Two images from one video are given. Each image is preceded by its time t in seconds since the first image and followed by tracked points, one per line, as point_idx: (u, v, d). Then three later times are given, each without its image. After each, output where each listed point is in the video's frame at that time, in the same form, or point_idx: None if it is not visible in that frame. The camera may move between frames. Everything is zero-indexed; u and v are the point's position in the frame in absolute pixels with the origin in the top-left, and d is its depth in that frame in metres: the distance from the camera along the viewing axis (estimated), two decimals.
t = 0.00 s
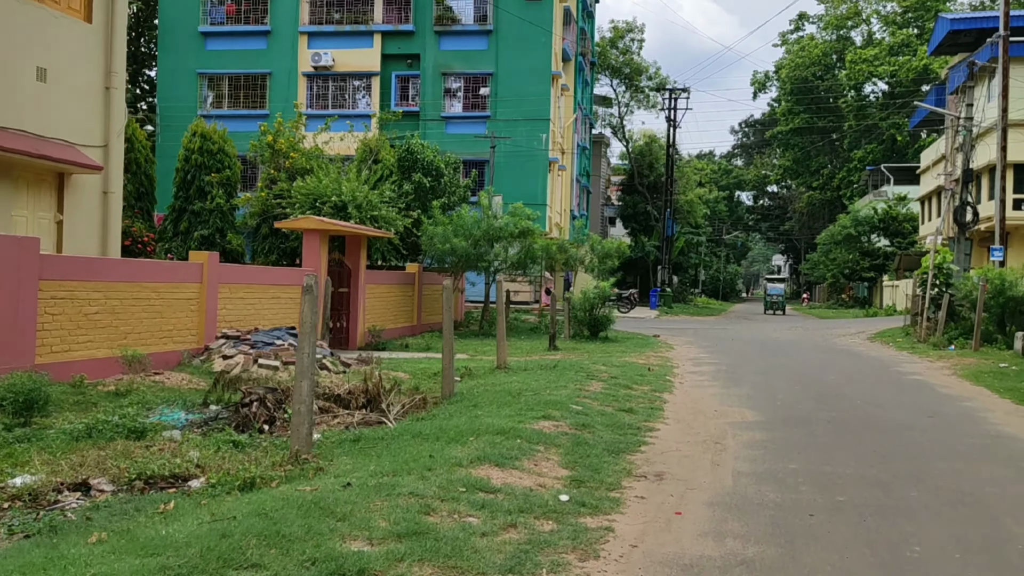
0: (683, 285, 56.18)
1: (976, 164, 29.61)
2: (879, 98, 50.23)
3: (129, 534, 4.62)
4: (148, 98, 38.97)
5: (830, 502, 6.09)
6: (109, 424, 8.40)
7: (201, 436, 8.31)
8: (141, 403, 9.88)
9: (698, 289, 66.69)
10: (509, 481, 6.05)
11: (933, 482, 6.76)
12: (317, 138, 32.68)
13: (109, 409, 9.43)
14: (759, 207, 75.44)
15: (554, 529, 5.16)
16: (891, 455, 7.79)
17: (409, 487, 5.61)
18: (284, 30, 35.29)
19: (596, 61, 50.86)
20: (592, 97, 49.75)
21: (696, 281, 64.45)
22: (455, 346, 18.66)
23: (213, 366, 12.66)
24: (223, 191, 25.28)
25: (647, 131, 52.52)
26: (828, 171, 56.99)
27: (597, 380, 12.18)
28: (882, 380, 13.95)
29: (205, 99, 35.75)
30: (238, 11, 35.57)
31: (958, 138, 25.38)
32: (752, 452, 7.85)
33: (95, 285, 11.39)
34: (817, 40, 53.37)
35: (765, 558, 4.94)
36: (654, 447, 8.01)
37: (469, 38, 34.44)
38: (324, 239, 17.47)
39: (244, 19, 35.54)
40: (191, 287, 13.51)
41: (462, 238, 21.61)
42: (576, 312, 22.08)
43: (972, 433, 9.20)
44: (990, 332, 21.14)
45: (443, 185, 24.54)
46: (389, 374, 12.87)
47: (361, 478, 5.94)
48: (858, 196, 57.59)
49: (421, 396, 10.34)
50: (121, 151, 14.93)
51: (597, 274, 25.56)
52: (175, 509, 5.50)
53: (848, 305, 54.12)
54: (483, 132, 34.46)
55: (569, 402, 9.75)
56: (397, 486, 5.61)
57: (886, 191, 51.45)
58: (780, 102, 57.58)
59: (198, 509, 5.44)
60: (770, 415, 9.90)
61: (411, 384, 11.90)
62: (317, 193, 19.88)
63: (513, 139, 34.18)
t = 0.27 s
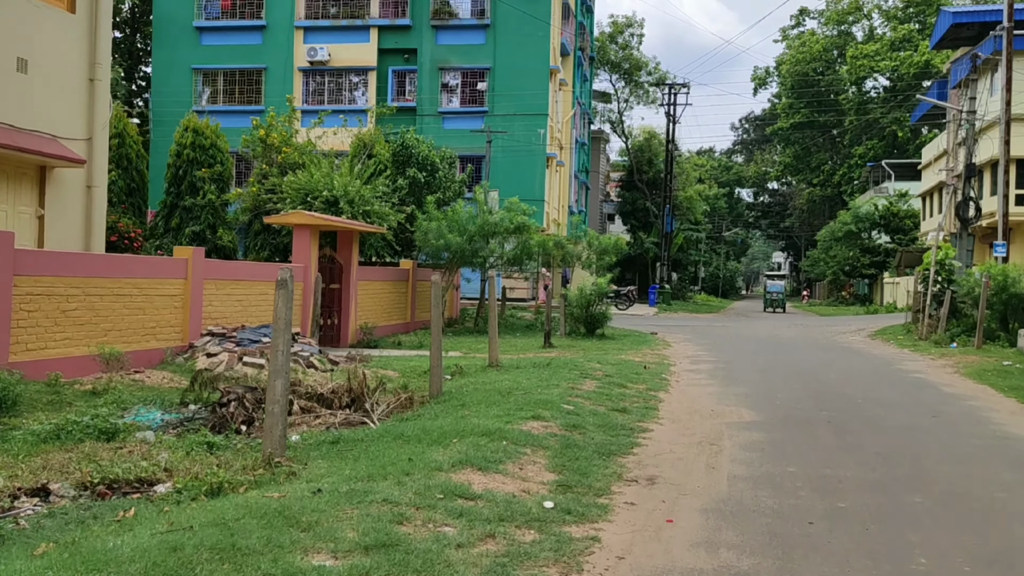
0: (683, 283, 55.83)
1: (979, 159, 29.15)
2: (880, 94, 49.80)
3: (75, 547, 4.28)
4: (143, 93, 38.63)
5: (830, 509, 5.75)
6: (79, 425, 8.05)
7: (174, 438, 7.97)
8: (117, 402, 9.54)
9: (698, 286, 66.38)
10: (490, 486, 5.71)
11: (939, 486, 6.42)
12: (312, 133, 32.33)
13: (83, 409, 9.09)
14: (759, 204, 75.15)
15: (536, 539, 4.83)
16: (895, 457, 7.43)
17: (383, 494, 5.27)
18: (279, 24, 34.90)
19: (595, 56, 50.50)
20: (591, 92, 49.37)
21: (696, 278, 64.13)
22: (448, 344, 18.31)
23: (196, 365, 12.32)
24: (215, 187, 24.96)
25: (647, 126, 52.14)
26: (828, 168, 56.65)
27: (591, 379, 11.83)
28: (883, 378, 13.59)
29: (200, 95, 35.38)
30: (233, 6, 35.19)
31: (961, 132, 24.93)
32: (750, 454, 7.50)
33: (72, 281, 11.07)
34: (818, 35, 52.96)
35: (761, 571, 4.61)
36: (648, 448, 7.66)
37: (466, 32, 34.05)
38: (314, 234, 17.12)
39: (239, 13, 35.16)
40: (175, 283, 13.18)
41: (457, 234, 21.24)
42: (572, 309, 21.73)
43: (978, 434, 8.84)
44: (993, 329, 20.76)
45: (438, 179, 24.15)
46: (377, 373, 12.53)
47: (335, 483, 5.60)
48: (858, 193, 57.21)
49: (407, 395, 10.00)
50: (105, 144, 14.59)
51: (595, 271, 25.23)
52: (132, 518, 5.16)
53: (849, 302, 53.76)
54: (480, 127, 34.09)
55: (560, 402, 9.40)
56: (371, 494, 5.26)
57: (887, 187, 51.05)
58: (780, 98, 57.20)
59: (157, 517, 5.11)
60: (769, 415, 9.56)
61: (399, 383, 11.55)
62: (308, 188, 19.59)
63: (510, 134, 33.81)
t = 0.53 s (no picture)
0: (680, 280, 55.61)
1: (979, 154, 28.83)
2: (876, 90, 49.60)
3: (32, 571, 4.01)
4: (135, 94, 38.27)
5: (836, 519, 5.49)
6: (57, 433, 7.78)
7: (155, 446, 7.71)
8: (98, 408, 9.27)
9: (695, 284, 66.15)
10: (479, 498, 5.44)
11: (949, 493, 6.16)
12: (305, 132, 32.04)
13: (63, 416, 8.81)
14: (755, 201, 75.03)
15: (525, 556, 4.57)
16: (901, 461, 7.18)
17: (366, 508, 5.00)
18: (271, 22, 34.58)
19: (590, 53, 50.22)
20: (587, 90, 49.10)
21: (693, 275, 63.95)
22: (443, 344, 18.05)
23: (183, 368, 12.04)
24: (207, 187, 24.67)
25: (643, 124, 51.88)
26: (824, 164, 56.47)
27: (586, 380, 11.56)
28: (884, 376, 13.34)
29: (192, 94, 35.03)
30: (225, 4, 34.85)
31: (959, 127, 24.67)
32: (750, 459, 7.24)
33: (54, 284, 10.78)
34: (813, 32, 52.73)
35: None
36: (645, 454, 7.40)
37: (460, 30, 33.75)
38: (305, 234, 16.84)
39: (231, 12, 34.83)
40: (162, 284, 12.90)
41: (451, 233, 20.97)
42: (568, 309, 21.48)
43: (985, 435, 8.59)
44: (993, 326, 20.53)
45: (432, 178, 23.87)
46: (368, 376, 12.25)
47: (316, 496, 5.34)
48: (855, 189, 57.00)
49: (398, 398, 9.73)
50: (91, 144, 14.29)
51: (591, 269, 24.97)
52: (100, 536, 4.89)
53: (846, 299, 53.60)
54: (475, 125, 33.81)
55: (555, 405, 9.13)
56: (353, 508, 5.00)
57: (884, 183, 50.86)
58: (776, 95, 56.97)
59: (125, 535, 4.84)
60: (769, 417, 9.30)
61: (390, 387, 11.27)
62: (299, 187, 19.35)
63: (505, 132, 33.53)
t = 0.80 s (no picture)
0: (676, 279, 55.40)
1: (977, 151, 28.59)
2: (871, 88, 49.44)
3: None
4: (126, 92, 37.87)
5: (844, 529, 5.23)
6: (32, 439, 7.49)
7: (134, 452, 7.42)
8: (77, 412, 8.97)
9: (691, 283, 65.95)
10: (470, 507, 5.17)
11: (960, 499, 5.90)
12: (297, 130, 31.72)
13: (40, 420, 8.51)
14: (751, 200, 74.89)
15: (518, 571, 4.30)
16: (907, 465, 6.92)
17: (349, 519, 4.72)
18: (264, 19, 34.25)
19: (585, 51, 49.98)
20: (582, 87, 48.84)
21: (689, 274, 63.80)
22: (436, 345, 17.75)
23: (169, 370, 11.75)
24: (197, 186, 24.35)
25: (638, 122, 51.67)
26: (820, 163, 56.32)
27: (582, 382, 11.31)
28: (885, 377, 13.09)
29: (183, 92, 34.66)
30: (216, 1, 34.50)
31: (958, 123, 24.40)
32: (752, 463, 6.99)
33: (36, 283, 10.49)
34: (809, 29, 52.56)
35: None
36: (643, 458, 7.14)
37: (454, 27, 33.46)
38: (295, 233, 16.54)
39: (223, 9, 34.48)
40: (147, 284, 12.61)
41: (444, 231, 20.68)
42: (564, 308, 21.20)
43: (992, 437, 8.34)
44: (993, 325, 20.30)
45: (425, 175, 23.60)
46: (359, 378, 11.96)
47: (297, 506, 5.06)
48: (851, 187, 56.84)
49: (388, 402, 9.45)
50: (75, 140, 13.99)
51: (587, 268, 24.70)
52: (66, 550, 4.60)
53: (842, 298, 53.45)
54: (469, 123, 33.53)
55: (549, 407, 8.86)
56: (335, 519, 4.72)
57: (879, 181, 50.70)
58: (772, 92, 56.79)
59: (93, 550, 4.56)
60: (769, 420, 9.04)
61: (381, 389, 10.99)
62: (290, 184, 19.11)
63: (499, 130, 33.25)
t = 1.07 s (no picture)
0: (672, 279, 55.16)
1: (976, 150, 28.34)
2: (866, 88, 49.25)
3: None
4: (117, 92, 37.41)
5: (865, 545, 4.92)
6: (8, 450, 7.15)
7: (115, 461, 7.08)
8: (57, 420, 8.62)
9: (687, 283, 65.72)
10: (467, 525, 4.85)
11: (985, 511, 5.60)
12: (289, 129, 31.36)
13: (19, 429, 8.16)
14: (746, 200, 74.76)
15: None
16: (924, 473, 6.62)
17: (339, 539, 4.39)
18: (256, 18, 33.86)
19: (580, 51, 49.69)
20: (577, 87, 48.53)
21: (685, 274, 63.61)
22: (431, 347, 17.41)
23: (155, 375, 11.40)
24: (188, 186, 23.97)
25: (634, 122, 51.42)
26: (815, 163, 56.13)
27: (581, 385, 10.99)
28: (891, 379, 12.81)
29: (174, 92, 34.24)
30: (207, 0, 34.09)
31: (958, 122, 24.13)
32: (762, 472, 6.68)
33: (17, 286, 10.15)
34: (803, 30, 52.36)
35: None
36: (648, 467, 6.83)
37: (448, 25, 33.14)
38: (287, 233, 16.20)
39: (214, 8, 34.08)
40: (133, 287, 12.26)
41: (439, 232, 20.35)
42: (561, 309, 20.88)
43: (1008, 442, 8.04)
44: (995, 326, 20.04)
45: (419, 175, 23.27)
46: (352, 382, 11.63)
47: (283, 524, 4.74)
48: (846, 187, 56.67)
49: (381, 408, 9.13)
50: (58, 139, 13.63)
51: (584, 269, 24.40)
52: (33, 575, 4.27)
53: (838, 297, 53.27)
54: (464, 122, 33.20)
55: (549, 413, 8.55)
56: (322, 540, 4.39)
57: (875, 181, 50.51)
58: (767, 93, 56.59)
59: (63, 573, 4.24)
60: (776, 425, 8.73)
61: (374, 394, 10.66)
62: (281, 184, 18.78)
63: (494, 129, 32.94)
